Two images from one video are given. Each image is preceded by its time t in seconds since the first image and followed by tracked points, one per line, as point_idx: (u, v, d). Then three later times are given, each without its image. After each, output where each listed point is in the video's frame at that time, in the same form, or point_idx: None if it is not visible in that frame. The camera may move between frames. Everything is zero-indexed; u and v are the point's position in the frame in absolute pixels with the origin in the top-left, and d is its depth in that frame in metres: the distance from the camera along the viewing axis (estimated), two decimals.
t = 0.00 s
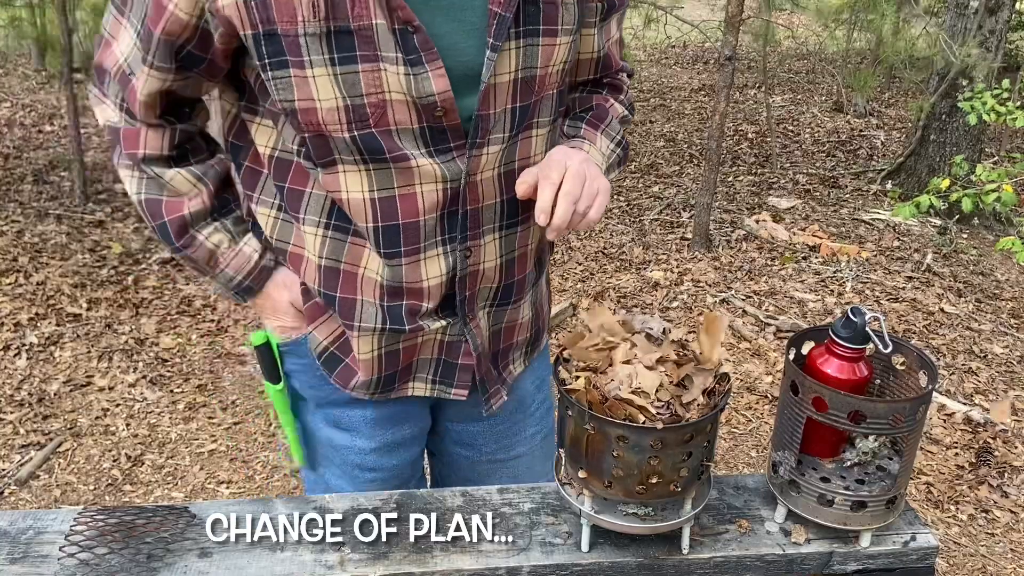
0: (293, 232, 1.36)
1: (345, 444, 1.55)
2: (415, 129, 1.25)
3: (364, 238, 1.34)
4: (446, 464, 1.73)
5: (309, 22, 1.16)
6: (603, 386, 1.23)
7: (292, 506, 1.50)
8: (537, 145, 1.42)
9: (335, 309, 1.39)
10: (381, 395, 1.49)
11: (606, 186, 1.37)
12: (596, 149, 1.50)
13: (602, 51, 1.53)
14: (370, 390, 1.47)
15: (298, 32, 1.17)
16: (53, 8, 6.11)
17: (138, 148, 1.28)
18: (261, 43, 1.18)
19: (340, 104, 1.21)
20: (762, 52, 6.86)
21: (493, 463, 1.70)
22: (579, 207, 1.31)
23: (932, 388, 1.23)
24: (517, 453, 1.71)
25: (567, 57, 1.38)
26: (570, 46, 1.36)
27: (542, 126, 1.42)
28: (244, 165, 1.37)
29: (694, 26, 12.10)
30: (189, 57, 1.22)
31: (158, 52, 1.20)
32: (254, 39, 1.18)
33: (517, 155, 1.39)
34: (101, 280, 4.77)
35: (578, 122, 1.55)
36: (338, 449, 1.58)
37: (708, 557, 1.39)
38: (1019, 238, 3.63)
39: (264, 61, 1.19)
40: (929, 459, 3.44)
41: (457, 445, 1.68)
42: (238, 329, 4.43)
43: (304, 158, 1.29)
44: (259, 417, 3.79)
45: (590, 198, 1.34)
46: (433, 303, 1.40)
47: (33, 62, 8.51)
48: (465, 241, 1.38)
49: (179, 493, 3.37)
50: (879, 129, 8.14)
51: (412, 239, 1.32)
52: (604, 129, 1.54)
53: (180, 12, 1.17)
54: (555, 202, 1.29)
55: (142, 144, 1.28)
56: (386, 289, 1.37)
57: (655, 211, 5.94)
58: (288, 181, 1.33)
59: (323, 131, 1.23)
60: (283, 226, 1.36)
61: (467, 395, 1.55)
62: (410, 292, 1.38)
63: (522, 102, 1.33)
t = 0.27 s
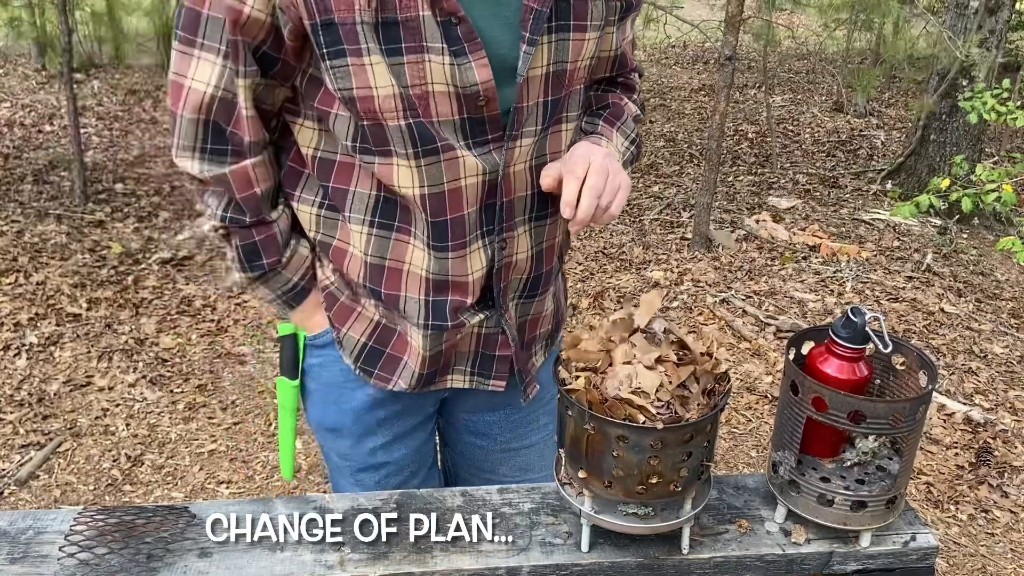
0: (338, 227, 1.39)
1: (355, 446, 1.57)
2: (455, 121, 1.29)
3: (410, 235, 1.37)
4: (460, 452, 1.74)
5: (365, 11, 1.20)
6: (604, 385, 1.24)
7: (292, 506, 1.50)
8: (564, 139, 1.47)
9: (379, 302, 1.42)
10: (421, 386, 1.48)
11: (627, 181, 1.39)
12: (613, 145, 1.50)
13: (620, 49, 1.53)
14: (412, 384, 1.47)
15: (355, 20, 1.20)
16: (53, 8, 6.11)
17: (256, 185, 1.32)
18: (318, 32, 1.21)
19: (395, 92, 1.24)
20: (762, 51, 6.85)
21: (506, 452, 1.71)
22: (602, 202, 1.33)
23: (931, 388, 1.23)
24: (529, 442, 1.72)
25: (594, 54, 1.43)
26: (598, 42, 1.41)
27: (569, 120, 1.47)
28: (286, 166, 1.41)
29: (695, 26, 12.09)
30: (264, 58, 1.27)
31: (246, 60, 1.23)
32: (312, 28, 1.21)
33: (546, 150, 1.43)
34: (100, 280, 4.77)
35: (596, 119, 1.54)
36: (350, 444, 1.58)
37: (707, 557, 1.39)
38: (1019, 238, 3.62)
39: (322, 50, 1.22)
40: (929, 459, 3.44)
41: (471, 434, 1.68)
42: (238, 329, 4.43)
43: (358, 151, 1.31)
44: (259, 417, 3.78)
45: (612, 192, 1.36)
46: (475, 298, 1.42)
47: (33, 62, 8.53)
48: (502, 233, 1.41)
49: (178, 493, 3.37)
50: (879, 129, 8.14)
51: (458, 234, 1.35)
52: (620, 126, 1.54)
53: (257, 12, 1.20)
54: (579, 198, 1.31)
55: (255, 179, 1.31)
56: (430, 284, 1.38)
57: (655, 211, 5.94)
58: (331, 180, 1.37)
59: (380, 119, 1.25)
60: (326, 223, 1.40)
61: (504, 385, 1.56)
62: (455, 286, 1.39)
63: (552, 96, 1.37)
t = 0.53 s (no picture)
0: (349, 217, 1.39)
1: (355, 429, 1.56)
2: (478, 114, 1.29)
3: (423, 225, 1.36)
4: (464, 452, 1.75)
5: (387, 9, 1.20)
6: (604, 385, 1.24)
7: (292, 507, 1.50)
8: (579, 133, 1.46)
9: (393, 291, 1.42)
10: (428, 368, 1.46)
11: (649, 179, 1.41)
12: (627, 139, 1.52)
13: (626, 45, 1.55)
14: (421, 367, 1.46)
15: (378, 18, 1.20)
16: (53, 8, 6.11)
17: (240, 164, 1.34)
18: (340, 30, 1.21)
19: (416, 90, 1.24)
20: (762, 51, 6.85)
21: (509, 453, 1.73)
22: (627, 200, 1.35)
23: (931, 388, 1.23)
24: (534, 444, 1.74)
25: (607, 49, 1.43)
26: (612, 36, 1.41)
27: (584, 114, 1.46)
28: (295, 156, 1.41)
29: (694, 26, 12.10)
30: (271, 54, 1.27)
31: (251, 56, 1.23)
32: (334, 27, 1.21)
33: (562, 143, 1.42)
34: (100, 280, 4.77)
35: (608, 115, 1.56)
36: (355, 429, 1.57)
37: (707, 557, 1.39)
38: (1019, 238, 3.62)
39: (343, 49, 1.22)
40: (929, 459, 3.44)
41: (475, 434, 1.70)
42: (238, 329, 4.43)
43: (373, 146, 1.31)
44: (259, 417, 3.79)
45: (635, 189, 1.38)
46: (491, 287, 1.42)
47: (34, 63, 8.53)
48: (521, 224, 1.41)
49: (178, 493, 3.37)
50: (879, 129, 8.14)
51: (480, 225, 1.34)
52: (630, 122, 1.56)
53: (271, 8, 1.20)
54: (607, 195, 1.33)
55: (239, 159, 1.34)
56: (444, 273, 1.38)
57: (655, 211, 5.94)
58: (344, 172, 1.36)
59: (400, 117, 1.25)
60: (335, 214, 1.39)
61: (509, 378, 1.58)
62: (470, 275, 1.39)
63: (570, 90, 1.37)
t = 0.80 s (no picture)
0: (352, 210, 1.37)
1: (357, 421, 1.56)
2: (484, 114, 1.28)
3: (424, 221, 1.35)
4: (465, 454, 1.77)
5: (389, 11, 1.20)
6: (604, 385, 1.24)
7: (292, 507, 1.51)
8: (582, 133, 1.46)
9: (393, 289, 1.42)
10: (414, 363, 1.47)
11: (659, 183, 1.42)
12: (632, 141, 1.53)
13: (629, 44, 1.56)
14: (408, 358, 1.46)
15: (380, 20, 1.21)
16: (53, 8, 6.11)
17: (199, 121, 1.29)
18: (341, 31, 1.22)
19: (416, 91, 1.24)
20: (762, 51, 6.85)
21: (510, 456, 1.74)
22: (639, 206, 1.37)
23: (932, 388, 1.23)
24: (535, 446, 1.75)
25: (612, 51, 1.43)
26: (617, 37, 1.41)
27: (587, 114, 1.45)
28: (299, 148, 1.41)
29: (695, 26, 12.11)
30: (254, 45, 1.27)
31: (228, 43, 1.24)
32: (335, 27, 1.22)
33: (566, 143, 1.42)
34: (100, 280, 4.77)
35: (613, 117, 1.57)
36: (355, 421, 1.56)
37: (708, 557, 1.39)
38: (1019, 238, 3.62)
39: (343, 49, 1.23)
40: (929, 459, 3.44)
41: (476, 437, 1.71)
42: (238, 329, 4.43)
43: (371, 142, 1.31)
44: (259, 417, 3.79)
45: (647, 194, 1.40)
46: (490, 284, 1.42)
47: (34, 63, 8.53)
48: (523, 224, 1.41)
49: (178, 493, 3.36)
50: (879, 129, 8.14)
51: (479, 221, 1.35)
52: (635, 123, 1.58)
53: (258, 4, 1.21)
54: (620, 205, 1.35)
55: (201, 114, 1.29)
56: (443, 269, 1.38)
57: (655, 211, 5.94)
58: (345, 166, 1.35)
59: (399, 117, 1.26)
60: (338, 207, 1.38)
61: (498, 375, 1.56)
62: (468, 272, 1.39)
63: (576, 91, 1.37)
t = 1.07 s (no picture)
0: (352, 207, 1.36)
1: (373, 433, 1.57)
2: (479, 113, 1.28)
3: (422, 217, 1.35)
4: (468, 455, 1.78)
5: (379, 9, 1.19)
6: (603, 385, 1.23)
7: (291, 507, 1.51)
8: (581, 134, 1.46)
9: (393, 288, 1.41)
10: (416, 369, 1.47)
11: (661, 184, 1.44)
12: (634, 141, 1.53)
13: (632, 44, 1.55)
14: (407, 357, 1.46)
15: (370, 18, 1.20)
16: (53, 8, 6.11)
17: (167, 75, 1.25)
18: (330, 30, 1.21)
19: (407, 90, 1.24)
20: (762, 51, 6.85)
21: (514, 456, 1.75)
22: (641, 209, 1.39)
23: (932, 388, 1.23)
24: (539, 446, 1.76)
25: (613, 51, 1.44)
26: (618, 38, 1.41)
27: (587, 115, 1.46)
28: (302, 142, 1.38)
29: (695, 26, 12.11)
30: (232, 32, 1.24)
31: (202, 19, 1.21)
32: (323, 26, 1.21)
33: (565, 144, 1.43)
34: (100, 280, 4.77)
35: (616, 117, 1.57)
36: (370, 433, 1.57)
37: (708, 557, 1.39)
38: (1019, 238, 3.62)
39: (332, 48, 1.22)
40: (929, 459, 3.44)
41: (480, 438, 1.72)
42: (238, 329, 4.43)
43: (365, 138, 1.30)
44: (259, 417, 3.79)
45: (648, 196, 1.41)
46: (489, 283, 1.43)
47: (35, 63, 8.54)
48: (523, 225, 1.41)
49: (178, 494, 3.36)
50: (879, 129, 8.14)
51: (473, 218, 1.35)
52: (637, 122, 1.58)
53: None
54: (620, 206, 1.37)
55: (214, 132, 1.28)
56: (440, 265, 1.38)
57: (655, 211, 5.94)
58: (342, 163, 1.33)
59: (390, 115, 1.25)
60: (339, 203, 1.36)
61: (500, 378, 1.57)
62: (465, 270, 1.40)
63: (576, 92, 1.38)
